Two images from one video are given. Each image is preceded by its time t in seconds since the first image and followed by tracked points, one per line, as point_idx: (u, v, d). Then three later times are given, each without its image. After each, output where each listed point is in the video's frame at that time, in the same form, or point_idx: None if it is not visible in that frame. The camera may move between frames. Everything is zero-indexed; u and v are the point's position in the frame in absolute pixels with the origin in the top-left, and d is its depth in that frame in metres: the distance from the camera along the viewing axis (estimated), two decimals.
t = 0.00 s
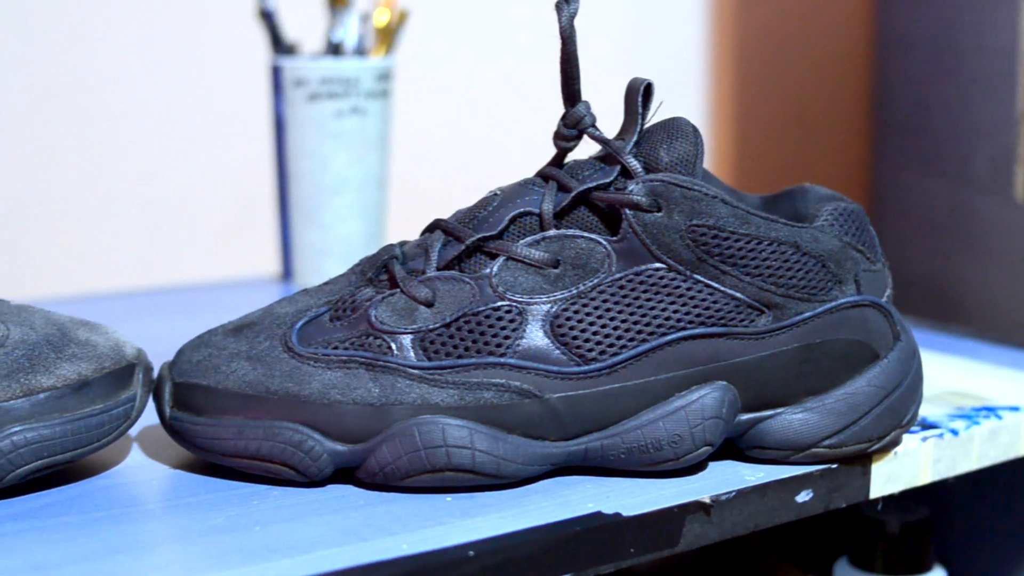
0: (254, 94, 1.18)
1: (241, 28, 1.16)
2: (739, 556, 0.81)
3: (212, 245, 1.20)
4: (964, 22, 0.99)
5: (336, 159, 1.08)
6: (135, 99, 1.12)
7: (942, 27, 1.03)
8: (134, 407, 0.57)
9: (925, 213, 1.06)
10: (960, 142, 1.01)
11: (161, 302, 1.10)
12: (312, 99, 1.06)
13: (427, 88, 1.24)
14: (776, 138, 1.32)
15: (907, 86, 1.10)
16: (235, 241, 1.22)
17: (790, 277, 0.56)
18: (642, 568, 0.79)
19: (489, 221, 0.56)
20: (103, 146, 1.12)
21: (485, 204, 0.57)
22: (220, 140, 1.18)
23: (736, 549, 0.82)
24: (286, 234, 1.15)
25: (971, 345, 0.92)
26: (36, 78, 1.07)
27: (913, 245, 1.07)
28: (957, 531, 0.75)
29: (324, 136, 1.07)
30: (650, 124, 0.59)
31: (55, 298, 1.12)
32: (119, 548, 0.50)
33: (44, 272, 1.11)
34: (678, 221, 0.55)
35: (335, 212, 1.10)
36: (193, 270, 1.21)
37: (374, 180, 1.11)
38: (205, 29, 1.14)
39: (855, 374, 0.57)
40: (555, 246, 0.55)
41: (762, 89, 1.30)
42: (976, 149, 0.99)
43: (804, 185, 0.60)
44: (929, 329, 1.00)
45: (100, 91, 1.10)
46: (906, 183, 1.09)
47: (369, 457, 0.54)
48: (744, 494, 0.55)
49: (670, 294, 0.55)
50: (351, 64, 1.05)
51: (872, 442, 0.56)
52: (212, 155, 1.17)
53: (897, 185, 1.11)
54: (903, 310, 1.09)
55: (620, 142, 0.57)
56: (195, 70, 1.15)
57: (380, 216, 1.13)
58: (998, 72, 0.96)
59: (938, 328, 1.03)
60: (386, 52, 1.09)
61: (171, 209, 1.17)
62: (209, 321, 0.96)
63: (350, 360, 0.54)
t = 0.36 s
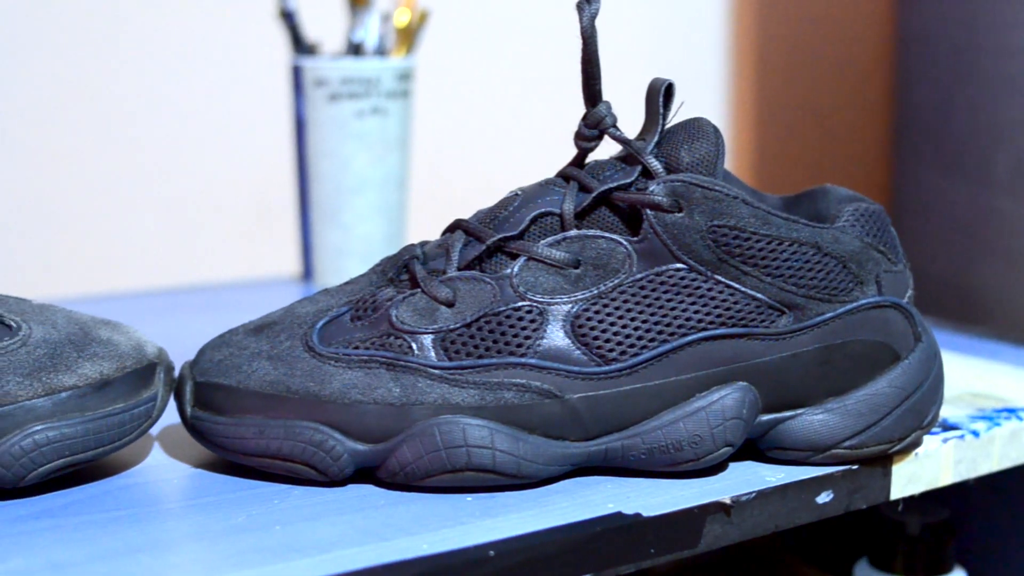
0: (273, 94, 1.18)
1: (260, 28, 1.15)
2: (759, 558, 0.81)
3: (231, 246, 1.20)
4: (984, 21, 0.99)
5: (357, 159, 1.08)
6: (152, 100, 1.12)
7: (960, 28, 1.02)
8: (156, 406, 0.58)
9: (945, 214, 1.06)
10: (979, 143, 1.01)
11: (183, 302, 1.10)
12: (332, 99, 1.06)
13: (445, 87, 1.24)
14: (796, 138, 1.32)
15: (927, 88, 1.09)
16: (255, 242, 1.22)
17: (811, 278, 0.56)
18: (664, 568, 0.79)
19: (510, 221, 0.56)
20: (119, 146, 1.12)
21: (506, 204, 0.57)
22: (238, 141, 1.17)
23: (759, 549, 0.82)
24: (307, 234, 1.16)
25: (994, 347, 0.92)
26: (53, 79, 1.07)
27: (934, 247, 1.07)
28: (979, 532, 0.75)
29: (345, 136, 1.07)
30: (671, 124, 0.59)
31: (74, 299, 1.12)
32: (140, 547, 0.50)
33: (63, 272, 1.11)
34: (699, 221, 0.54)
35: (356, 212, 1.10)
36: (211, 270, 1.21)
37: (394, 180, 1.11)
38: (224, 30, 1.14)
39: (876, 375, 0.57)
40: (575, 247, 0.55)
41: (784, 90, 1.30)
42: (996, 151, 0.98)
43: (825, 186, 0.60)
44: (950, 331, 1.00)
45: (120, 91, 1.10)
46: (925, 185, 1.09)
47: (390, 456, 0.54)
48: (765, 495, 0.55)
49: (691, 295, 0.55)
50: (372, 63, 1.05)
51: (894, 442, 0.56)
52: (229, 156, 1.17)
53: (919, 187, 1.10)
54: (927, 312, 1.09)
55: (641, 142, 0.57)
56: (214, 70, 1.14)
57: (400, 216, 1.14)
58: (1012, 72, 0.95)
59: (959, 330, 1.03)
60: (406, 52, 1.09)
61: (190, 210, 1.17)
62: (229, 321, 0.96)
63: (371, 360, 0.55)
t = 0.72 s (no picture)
0: (292, 93, 1.18)
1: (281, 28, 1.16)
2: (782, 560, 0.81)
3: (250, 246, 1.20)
4: (1008, 23, 0.98)
5: (379, 159, 1.08)
6: (171, 100, 1.12)
7: (985, 29, 1.02)
8: (179, 405, 0.58)
9: (969, 215, 1.05)
10: (1002, 144, 1.00)
11: (206, 301, 1.11)
12: (355, 99, 1.06)
13: (464, 88, 1.24)
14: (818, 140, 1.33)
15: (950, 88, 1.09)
16: (275, 242, 1.21)
17: (834, 278, 0.56)
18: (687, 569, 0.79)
19: (534, 221, 0.56)
20: (138, 145, 1.12)
21: (529, 204, 0.57)
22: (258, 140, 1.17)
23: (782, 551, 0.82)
24: (330, 233, 1.17)
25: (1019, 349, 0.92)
26: (73, 78, 1.07)
27: (957, 248, 1.07)
28: (1001, 534, 0.74)
29: (368, 136, 1.08)
30: (694, 124, 0.58)
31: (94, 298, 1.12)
32: (163, 546, 0.50)
33: (83, 271, 1.12)
34: (723, 221, 0.54)
35: (379, 212, 1.10)
36: (230, 271, 1.21)
37: (417, 181, 1.11)
38: (245, 29, 1.14)
39: (898, 376, 0.57)
40: (599, 247, 0.55)
41: (808, 90, 1.31)
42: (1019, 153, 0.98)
43: (849, 187, 0.60)
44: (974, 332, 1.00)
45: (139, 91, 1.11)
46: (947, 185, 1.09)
47: (413, 456, 0.54)
48: (788, 496, 0.54)
49: (715, 296, 0.55)
50: (395, 64, 1.06)
51: (917, 444, 0.56)
52: (249, 156, 1.17)
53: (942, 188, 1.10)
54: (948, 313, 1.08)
55: (664, 142, 0.57)
56: (233, 70, 1.14)
57: (422, 216, 1.14)
58: None
59: (982, 331, 1.02)
60: (430, 52, 1.10)
61: (210, 210, 1.17)
62: (251, 320, 0.96)
63: (395, 360, 0.55)
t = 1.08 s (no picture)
0: (312, 93, 1.18)
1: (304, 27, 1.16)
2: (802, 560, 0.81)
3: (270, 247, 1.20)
4: None
5: (405, 159, 1.09)
6: (191, 99, 1.12)
7: (1012, 30, 1.02)
8: (205, 404, 0.58)
9: (993, 217, 1.05)
10: None
11: (230, 300, 1.11)
12: (380, 99, 1.06)
13: (487, 88, 1.24)
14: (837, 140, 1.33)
15: (975, 88, 1.09)
16: (295, 242, 1.22)
17: (860, 279, 0.55)
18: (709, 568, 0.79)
19: (559, 221, 0.56)
20: (157, 146, 1.12)
21: (555, 204, 0.57)
22: (278, 140, 1.17)
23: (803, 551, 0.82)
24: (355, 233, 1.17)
25: None
26: (94, 77, 1.07)
27: (981, 249, 1.07)
28: None
29: (394, 136, 1.08)
30: (720, 124, 0.58)
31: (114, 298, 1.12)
32: (189, 545, 0.51)
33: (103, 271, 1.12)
34: (748, 222, 0.54)
35: (404, 212, 1.11)
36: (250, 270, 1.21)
37: (442, 180, 1.12)
38: (266, 28, 1.14)
39: (923, 378, 0.57)
40: (624, 247, 0.55)
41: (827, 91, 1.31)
42: None
43: (875, 187, 0.60)
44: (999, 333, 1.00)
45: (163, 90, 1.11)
46: (971, 185, 1.09)
47: (438, 456, 0.54)
48: (813, 497, 0.54)
49: (740, 296, 0.55)
50: (421, 64, 1.06)
51: (943, 445, 0.56)
52: (270, 156, 1.17)
53: (966, 189, 1.10)
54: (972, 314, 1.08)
55: (690, 142, 0.56)
56: (253, 70, 1.14)
57: (446, 216, 1.14)
58: None
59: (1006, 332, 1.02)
60: (455, 53, 1.10)
61: (231, 210, 1.17)
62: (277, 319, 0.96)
63: (420, 360, 0.55)
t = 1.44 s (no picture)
0: (339, 93, 1.19)
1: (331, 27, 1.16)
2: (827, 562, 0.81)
3: (297, 247, 1.21)
4: None
5: (431, 159, 1.09)
6: (216, 99, 1.13)
7: None
8: (232, 404, 0.58)
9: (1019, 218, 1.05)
10: None
11: (257, 300, 1.12)
12: (407, 99, 1.07)
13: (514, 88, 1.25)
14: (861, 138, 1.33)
15: (1003, 89, 1.09)
16: (323, 243, 1.22)
17: (888, 281, 0.55)
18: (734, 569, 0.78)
19: (587, 222, 0.56)
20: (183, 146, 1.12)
21: (582, 205, 0.57)
22: (305, 141, 1.18)
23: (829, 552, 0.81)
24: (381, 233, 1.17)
25: None
26: (121, 77, 1.08)
27: (1005, 250, 1.07)
28: None
29: (420, 135, 1.08)
30: (747, 125, 0.58)
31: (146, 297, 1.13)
32: (216, 544, 0.51)
33: (132, 269, 1.13)
34: (776, 223, 0.54)
35: (430, 212, 1.11)
36: (279, 271, 1.21)
37: (468, 180, 1.12)
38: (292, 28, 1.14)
39: (950, 379, 0.57)
40: (652, 247, 0.55)
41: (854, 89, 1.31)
42: None
43: (903, 189, 0.60)
44: None
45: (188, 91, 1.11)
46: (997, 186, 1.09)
47: (464, 456, 0.54)
48: (839, 498, 0.54)
49: (768, 297, 0.55)
50: (447, 63, 1.06)
51: (970, 447, 0.56)
52: (296, 156, 1.18)
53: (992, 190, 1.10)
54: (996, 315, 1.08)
55: (717, 143, 0.56)
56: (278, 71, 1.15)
57: (473, 215, 1.14)
58: None
59: None
60: (480, 53, 1.11)
61: (259, 210, 1.17)
62: (308, 318, 0.97)
63: (447, 360, 0.55)
